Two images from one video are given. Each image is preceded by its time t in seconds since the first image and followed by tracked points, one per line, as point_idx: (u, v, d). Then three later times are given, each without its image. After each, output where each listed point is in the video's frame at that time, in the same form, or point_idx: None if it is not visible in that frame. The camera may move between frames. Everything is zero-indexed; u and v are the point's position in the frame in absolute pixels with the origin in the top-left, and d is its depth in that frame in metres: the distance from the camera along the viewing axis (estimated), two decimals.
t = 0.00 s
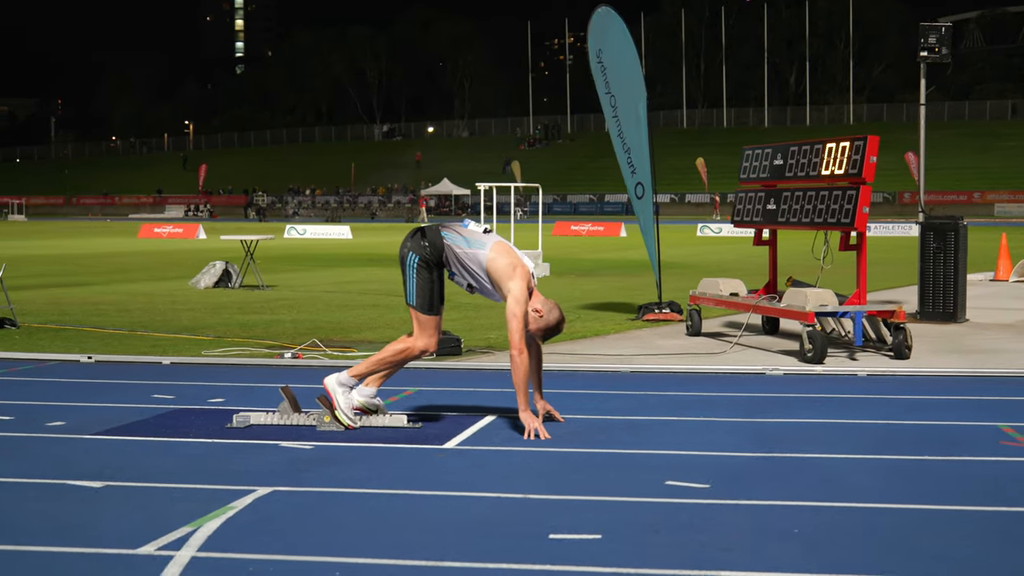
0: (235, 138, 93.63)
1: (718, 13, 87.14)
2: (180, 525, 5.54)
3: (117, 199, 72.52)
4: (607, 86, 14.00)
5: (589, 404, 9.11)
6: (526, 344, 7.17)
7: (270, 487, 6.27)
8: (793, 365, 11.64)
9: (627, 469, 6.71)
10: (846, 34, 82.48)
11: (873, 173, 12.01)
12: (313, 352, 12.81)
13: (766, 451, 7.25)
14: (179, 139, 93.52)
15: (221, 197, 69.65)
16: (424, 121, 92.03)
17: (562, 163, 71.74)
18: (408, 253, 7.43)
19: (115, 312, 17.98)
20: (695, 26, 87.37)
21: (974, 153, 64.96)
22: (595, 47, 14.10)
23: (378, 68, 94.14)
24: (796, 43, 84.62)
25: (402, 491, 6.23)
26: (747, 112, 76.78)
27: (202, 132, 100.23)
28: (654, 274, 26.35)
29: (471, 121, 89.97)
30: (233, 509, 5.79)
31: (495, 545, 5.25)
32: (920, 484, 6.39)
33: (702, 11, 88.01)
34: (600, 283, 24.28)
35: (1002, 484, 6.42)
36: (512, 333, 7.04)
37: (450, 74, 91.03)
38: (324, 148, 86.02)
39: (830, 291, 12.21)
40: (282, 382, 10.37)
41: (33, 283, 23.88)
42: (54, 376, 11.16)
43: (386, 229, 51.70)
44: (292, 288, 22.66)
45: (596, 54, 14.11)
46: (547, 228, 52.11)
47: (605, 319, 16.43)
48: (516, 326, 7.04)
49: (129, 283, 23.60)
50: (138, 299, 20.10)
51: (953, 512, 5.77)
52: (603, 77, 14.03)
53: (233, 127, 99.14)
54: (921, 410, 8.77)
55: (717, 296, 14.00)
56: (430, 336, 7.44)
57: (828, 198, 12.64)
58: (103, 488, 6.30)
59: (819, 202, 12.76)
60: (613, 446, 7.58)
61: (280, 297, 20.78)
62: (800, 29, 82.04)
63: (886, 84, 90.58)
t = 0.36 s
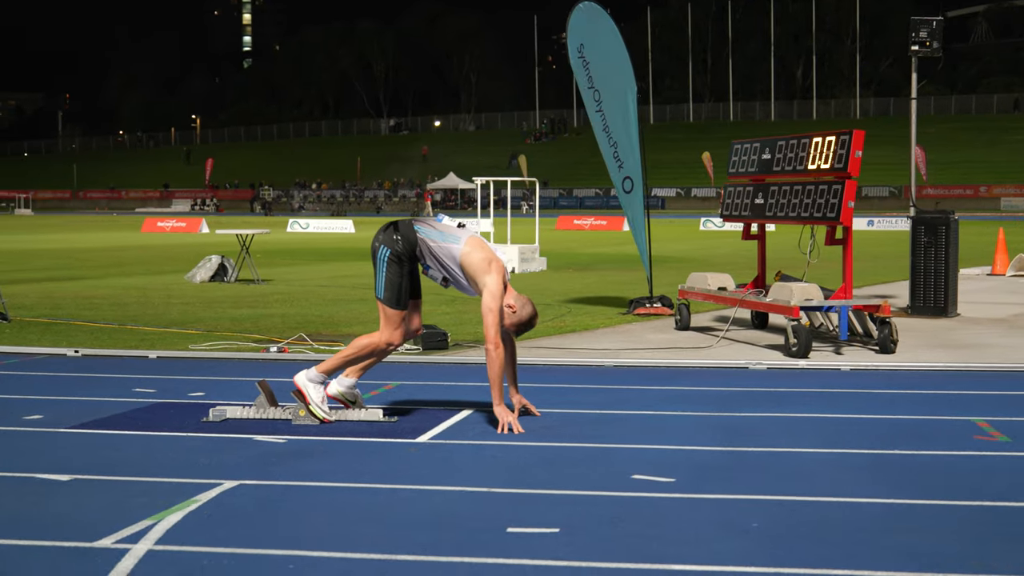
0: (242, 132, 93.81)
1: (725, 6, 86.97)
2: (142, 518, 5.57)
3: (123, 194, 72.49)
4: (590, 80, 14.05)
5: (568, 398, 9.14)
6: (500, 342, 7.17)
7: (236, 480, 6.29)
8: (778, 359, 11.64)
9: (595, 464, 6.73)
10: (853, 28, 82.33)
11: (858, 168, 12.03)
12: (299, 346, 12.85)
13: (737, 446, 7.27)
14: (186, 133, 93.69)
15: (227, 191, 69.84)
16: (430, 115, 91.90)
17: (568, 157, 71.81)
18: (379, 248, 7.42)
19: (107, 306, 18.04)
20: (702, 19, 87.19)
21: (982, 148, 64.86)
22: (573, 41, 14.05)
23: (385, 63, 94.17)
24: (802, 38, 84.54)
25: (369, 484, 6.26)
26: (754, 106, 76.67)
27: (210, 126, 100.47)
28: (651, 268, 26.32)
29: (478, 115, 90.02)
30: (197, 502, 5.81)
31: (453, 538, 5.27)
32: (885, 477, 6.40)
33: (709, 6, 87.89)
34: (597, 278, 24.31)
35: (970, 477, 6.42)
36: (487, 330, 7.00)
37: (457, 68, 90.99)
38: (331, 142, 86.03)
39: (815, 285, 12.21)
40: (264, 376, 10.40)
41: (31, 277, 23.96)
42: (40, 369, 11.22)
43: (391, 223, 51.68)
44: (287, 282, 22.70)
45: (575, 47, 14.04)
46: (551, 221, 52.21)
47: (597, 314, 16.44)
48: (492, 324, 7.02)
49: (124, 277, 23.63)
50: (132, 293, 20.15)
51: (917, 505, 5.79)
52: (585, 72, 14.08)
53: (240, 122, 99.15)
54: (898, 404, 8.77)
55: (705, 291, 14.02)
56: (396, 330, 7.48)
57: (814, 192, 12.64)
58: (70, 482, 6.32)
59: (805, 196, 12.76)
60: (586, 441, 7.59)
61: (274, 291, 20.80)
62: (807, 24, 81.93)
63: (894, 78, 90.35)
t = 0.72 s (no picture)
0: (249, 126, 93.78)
1: None
2: (104, 513, 5.59)
3: (131, 187, 72.59)
4: (573, 76, 14.18)
5: (548, 393, 9.14)
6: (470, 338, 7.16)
7: (204, 475, 6.32)
8: (763, 354, 11.64)
9: (564, 460, 6.74)
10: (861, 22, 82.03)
11: (843, 163, 12.01)
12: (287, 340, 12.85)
13: (708, 442, 7.28)
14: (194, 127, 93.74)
15: (235, 184, 69.82)
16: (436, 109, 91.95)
17: (575, 151, 71.68)
18: (351, 240, 7.44)
19: (100, 301, 18.04)
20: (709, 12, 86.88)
21: (992, 142, 64.61)
22: (556, 39, 14.38)
23: (391, 57, 94.01)
24: (810, 31, 84.24)
25: (338, 479, 6.28)
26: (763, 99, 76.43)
27: (217, 120, 100.48)
28: (649, 262, 26.27)
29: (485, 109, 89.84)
30: (161, 498, 5.83)
31: (409, 533, 5.28)
32: (852, 472, 6.40)
33: None
34: (594, 272, 24.27)
35: (935, 473, 6.40)
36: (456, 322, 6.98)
37: (464, 61, 90.79)
38: (338, 136, 85.89)
39: (802, 281, 12.17)
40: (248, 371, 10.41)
41: (28, 271, 23.97)
42: (26, 364, 11.23)
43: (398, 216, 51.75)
44: (283, 276, 22.71)
45: (559, 44, 14.37)
46: (556, 215, 52.11)
47: (589, 308, 16.43)
48: (464, 318, 7.01)
49: (121, 271, 23.67)
50: (127, 288, 20.17)
51: (880, 500, 5.78)
52: (569, 69, 14.23)
53: (247, 115, 99.12)
54: (876, 398, 8.75)
55: (694, 285, 14.01)
56: (367, 321, 7.43)
57: (801, 187, 12.64)
58: (37, 476, 6.33)
59: (793, 191, 12.75)
60: (560, 435, 7.55)
61: (268, 285, 20.80)
62: (815, 17, 81.66)
63: (902, 72, 90.02)
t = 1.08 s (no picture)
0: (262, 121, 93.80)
1: None
2: (89, 506, 5.61)
3: (144, 183, 72.57)
4: (568, 72, 14.16)
5: (542, 389, 9.16)
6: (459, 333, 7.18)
7: (191, 469, 6.35)
8: (760, 350, 11.65)
9: (551, 455, 6.77)
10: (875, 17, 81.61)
11: (842, 158, 12.01)
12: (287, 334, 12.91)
13: (697, 437, 7.30)
14: (206, 123, 93.77)
15: (247, 180, 69.83)
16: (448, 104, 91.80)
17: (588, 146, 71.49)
18: (338, 240, 7.49)
19: (104, 296, 18.11)
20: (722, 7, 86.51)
21: (1007, 138, 64.23)
22: (548, 36, 14.32)
23: (404, 52, 93.81)
24: (823, 26, 83.89)
25: (324, 474, 6.29)
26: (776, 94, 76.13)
27: (229, 116, 100.53)
28: (655, 257, 26.25)
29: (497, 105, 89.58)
30: (146, 492, 5.85)
31: (392, 529, 5.29)
32: (837, 468, 6.41)
33: None
34: (598, 268, 24.27)
35: (921, 470, 6.40)
36: (446, 319, 7.04)
37: (476, 56, 90.54)
38: (349, 131, 85.77)
39: (799, 276, 12.17)
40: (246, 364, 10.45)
41: (35, 266, 24.06)
42: (25, 359, 11.29)
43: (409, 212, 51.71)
44: (289, 272, 22.77)
45: (551, 40, 14.30)
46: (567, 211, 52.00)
47: (591, 304, 16.46)
48: (452, 314, 7.05)
49: (127, 267, 23.74)
50: (132, 283, 20.24)
51: (865, 495, 5.77)
52: (564, 65, 14.20)
53: (259, 111, 99.09)
54: (867, 395, 8.76)
55: (694, 281, 14.04)
56: (361, 321, 7.50)
57: (799, 183, 12.65)
58: (26, 471, 6.36)
59: (791, 187, 12.76)
60: (547, 431, 7.57)
61: (272, 280, 20.81)
62: (828, 12, 81.28)
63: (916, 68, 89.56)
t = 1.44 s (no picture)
0: (296, 118, 94.10)
1: None
2: (97, 497, 5.68)
3: (181, 179, 73.10)
4: (587, 69, 14.21)
5: (553, 384, 9.22)
6: (467, 330, 7.25)
7: (201, 461, 6.43)
8: (778, 346, 11.64)
9: (558, 450, 6.79)
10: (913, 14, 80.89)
11: (861, 155, 12.03)
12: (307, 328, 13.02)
13: (705, 432, 7.31)
14: (242, 121, 94.21)
15: (282, 177, 70.11)
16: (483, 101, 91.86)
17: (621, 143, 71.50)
18: (349, 238, 7.63)
19: (132, 292, 18.27)
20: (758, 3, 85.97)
21: None
22: (566, 33, 14.27)
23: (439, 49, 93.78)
24: (860, 22, 83.27)
25: (331, 466, 6.34)
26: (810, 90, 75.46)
27: (265, 114, 101.09)
28: (684, 254, 26.22)
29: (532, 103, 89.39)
30: (154, 483, 5.93)
31: (391, 516, 5.33)
32: (839, 465, 6.38)
33: None
34: (624, 265, 24.27)
35: (929, 466, 6.38)
36: (451, 311, 7.10)
37: (511, 53, 90.37)
38: (384, 129, 85.90)
39: (818, 273, 12.19)
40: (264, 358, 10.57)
41: (65, 262, 24.27)
42: (52, 352, 11.43)
43: (442, 209, 51.79)
44: (316, 268, 22.91)
45: (569, 37, 14.28)
46: (599, 208, 51.92)
47: (614, 300, 16.50)
48: (459, 309, 7.12)
49: (158, 262, 23.95)
50: (161, 279, 20.40)
51: (865, 491, 5.75)
52: (583, 63, 14.23)
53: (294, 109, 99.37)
54: (880, 392, 8.72)
55: (715, 277, 14.04)
56: (375, 317, 7.65)
57: (819, 180, 12.66)
58: (41, 462, 6.45)
59: (811, 183, 12.77)
60: (555, 426, 7.62)
61: (300, 277, 20.95)
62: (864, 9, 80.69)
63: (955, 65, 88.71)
